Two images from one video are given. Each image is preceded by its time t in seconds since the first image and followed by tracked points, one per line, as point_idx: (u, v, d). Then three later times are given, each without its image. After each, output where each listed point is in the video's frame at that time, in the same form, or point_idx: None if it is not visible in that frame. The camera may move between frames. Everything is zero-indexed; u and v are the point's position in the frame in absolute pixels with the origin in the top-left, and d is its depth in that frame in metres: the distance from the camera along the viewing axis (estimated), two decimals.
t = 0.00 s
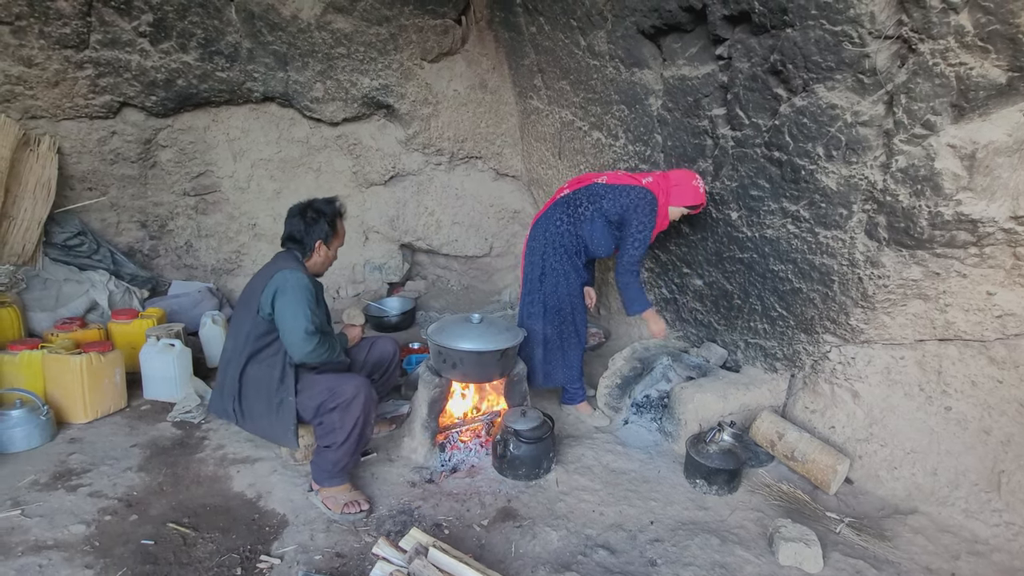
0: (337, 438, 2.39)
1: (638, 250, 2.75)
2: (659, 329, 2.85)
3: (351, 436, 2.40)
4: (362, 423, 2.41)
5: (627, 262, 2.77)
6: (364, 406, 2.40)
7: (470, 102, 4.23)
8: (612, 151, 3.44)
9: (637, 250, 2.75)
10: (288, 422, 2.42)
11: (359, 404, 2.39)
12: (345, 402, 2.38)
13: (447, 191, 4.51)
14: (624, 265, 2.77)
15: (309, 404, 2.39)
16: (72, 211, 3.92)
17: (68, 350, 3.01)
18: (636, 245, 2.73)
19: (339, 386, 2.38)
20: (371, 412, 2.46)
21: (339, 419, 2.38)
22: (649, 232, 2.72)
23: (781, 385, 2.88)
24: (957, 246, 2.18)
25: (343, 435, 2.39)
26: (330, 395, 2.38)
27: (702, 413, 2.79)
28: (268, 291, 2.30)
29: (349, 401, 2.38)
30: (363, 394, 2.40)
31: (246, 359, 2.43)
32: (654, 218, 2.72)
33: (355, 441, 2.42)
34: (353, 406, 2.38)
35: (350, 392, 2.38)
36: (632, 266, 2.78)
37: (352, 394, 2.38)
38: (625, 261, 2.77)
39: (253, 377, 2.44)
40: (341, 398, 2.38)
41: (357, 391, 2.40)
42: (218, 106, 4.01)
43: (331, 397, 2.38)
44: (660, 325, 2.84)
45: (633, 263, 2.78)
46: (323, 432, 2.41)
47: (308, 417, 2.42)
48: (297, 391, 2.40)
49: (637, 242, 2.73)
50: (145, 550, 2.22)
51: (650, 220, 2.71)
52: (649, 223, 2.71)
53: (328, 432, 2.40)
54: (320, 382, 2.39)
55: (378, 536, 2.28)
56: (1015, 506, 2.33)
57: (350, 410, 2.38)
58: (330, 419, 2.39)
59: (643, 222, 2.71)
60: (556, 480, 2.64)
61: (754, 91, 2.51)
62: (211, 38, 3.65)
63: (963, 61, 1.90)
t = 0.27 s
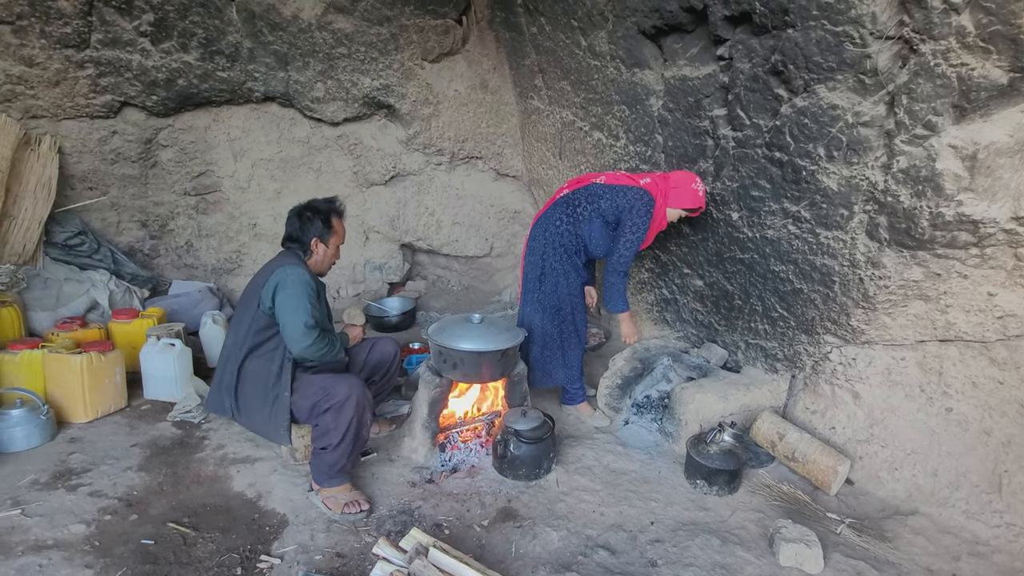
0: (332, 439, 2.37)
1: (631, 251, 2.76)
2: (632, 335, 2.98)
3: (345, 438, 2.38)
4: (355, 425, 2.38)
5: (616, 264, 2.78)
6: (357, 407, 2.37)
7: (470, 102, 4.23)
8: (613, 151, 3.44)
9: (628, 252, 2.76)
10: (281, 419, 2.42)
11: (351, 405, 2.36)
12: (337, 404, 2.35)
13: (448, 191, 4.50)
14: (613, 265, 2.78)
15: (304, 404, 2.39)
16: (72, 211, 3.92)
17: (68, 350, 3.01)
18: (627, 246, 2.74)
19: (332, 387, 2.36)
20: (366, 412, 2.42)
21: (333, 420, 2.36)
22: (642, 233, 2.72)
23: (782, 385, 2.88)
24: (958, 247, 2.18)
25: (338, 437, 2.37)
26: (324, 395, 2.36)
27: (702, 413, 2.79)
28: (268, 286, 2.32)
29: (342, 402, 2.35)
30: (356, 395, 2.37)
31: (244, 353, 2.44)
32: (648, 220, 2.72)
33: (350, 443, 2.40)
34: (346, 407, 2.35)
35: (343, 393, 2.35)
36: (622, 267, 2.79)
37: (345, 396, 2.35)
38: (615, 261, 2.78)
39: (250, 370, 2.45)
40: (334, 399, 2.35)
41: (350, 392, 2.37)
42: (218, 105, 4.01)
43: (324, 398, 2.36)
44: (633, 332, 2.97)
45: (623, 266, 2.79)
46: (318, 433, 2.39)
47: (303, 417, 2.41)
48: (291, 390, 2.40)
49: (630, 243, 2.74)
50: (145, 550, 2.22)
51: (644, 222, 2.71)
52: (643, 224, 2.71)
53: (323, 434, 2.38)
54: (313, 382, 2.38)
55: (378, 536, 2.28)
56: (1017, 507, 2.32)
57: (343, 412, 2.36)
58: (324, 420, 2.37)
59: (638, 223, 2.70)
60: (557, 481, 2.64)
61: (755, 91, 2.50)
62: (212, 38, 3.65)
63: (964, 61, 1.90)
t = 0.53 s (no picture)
0: (324, 435, 2.32)
1: (626, 250, 2.76)
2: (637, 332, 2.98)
3: (337, 435, 2.32)
4: (347, 420, 2.33)
5: (613, 263, 2.77)
6: (348, 401, 2.33)
7: (471, 102, 4.23)
8: (614, 152, 3.44)
9: (623, 251, 2.76)
10: (274, 415, 2.43)
11: (341, 399, 2.32)
12: (327, 397, 2.32)
13: (449, 191, 4.50)
14: (608, 265, 2.77)
15: (296, 398, 2.37)
16: (73, 211, 3.92)
17: (69, 350, 3.02)
18: (622, 243, 2.75)
19: (321, 380, 2.34)
20: (358, 407, 2.38)
21: (323, 415, 2.32)
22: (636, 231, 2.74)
23: (783, 387, 2.88)
24: (960, 248, 2.18)
25: (329, 433, 2.32)
26: (314, 390, 2.34)
27: (703, 414, 2.79)
28: (267, 284, 2.34)
29: (331, 395, 2.32)
30: (345, 388, 2.33)
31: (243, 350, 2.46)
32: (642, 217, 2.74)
33: (343, 439, 2.34)
34: (335, 400, 2.31)
35: (332, 386, 2.33)
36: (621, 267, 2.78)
37: (333, 389, 2.32)
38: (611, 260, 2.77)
39: (248, 368, 2.47)
40: (323, 392, 2.33)
41: (339, 385, 2.34)
42: (219, 106, 4.01)
43: (314, 392, 2.34)
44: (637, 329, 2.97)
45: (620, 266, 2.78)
46: (311, 432, 2.35)
47: (297, 413, 2.41)
48: (286, 386, 2.40)
49: (625, 242, 2.74)
50: (146, 550, 2.22)
51: (638, 221, 2.73)
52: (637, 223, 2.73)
53: (315, 431, 2.33)
54: (304, 377, 2.37)
55: (379, 537, 2.28)
56: (1018, 508, 2.32)
57: (333, 406, 2.31)
58: (315, 416, 2.33)
59: (632, 220, 2.72)
60: (557, 481, 2.64)
61: (756, 92, 2.50)
62: (214, 38, 3.65)
63: (966, 63, 1.90)
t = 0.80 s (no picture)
0: (318, 444, 2.27)
1: (612, 242, 2.79)
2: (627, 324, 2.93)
3: (332, 443, 2.27)
4: (341, 427, 2.27)
5: (600, 255, 2.80)
6: (342, 408, 2.29)
7: (472, 103, 4.23)
8: (614, 153, 3.43)
9: (609, 243, 2.79)
10: (273, 423, 2.43)
11: (335, 405, 2.28)
12: (322, 404, 2.30)
13: (449, 191, 4.50)
14: (595, 256, 2.81)
15: (293, 406, 2.37)
16: (73, 210, 3.92)
17: (69, 349, 3.01)
18: (609, 234, 2.77)
19: (317, 387, 2.33)
20: (354, 416, 2.33)
21: (318, 422, 2.28)
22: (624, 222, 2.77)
23: (783, 388, 2.88)
24: (961, 250, 2.18)
25: (324, 440, 2.26)
26: (310, 398, 2.33)
27: (704, 415, 2.79)
28: (258, 291, 2.33)
29: (326, 402, 2.30)
30: (339, 395, 2.30)
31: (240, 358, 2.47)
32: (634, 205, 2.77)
33: (338, 448, 2.28)
34: (330, 407, 2.28)
35: (327, 393, 2.31)
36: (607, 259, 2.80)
37: (327, 396, 2.30)
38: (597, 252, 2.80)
39: (245, 376, 2.47)
40: (318, 400, 2.31)
41: (334, 393, 2.31)
42: (220, 105, 4.01)
43: (310, 400, 2.33)
44: (627, 320, 2.92)
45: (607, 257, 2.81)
46: (307, 441, 2.30)
47: (297, 418, 2.39)
48: (282, 393, 2.39)
49: (611, 234, 2.77)
50: (146, 550, 2.22)
51: (629, 211, 2.76)
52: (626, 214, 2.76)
53: (310, 439, 2.28)
54: (300, 384, 2.36)
55: (379, 537, 2.27)
56: (1019, 510, 2.32)
57: (327, 413, 2.28)
58: (310, 424, 2.30)
59: (619, 212, 2.75)
60: (558, 482, 2.63)
61: (757, 93, 2.50)
62: (214, 37, 3.65)
63: (968, 63, 1.90)
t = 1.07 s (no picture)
0: (318, 447, 2.25)
1: (592, 238, 2.82)
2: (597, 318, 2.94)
3: (331, 446, 2.25)
4: (340, 430, 2.25)
5: (579, 250, 2.84)
6: (341, 411, 2.26)
7: (472, 102, 4.23)
8: (614, 153, 3.43)
9: (590, 238, 2.82)
10: (276, 435, 2.42)
11: (334, 409, 2.25)
12: (321, 407, 2.26)
13: (449, 191, 4.50)
14: (573, 251, 2.85)
15: (292, 409, 2.34)
16: (73, 210, 3.92)
17: (69, 349, 3.01)
18: (590, 228, 2.82)
19: (316, 389, 2.29)
20: (353, 419, 2.30)
21: (318, 425, 2.25)
22: (605, 216, 2.80)
23: (784, 388, 2.87)
24: (962, 251, 2.17)
25: (323, 443, 2.25)
26: (309, 400, 2.29)
27: (704, 416, 2.78)
28: (249, 313, 2.33)
29: (325, 405, 2.26)
30: (339, 397, 2.27)
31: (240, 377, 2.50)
32: (621, 198, 2.80)
33: (337, 451, 2.27)
34: (329, 410, 2.25)
35: (326, 395, 2.27)
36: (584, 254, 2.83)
37: (326, 400, 2.26)
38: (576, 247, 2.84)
39: (245, 393, 2.49)
40: (317, 404, 2.27)
41: (332, 395, 2.27)
42: (220, 105, 4.01)
43: (309, 403, 2.29)
44: (598, 314, 2.92)
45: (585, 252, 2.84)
46: (307, 443, 2.29)
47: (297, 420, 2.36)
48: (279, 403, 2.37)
49: (589, 230, 2.81)
50: (145, 550, 2.21)
51: (617, 204, 2.81)
52: (613, 207, 2.80)
53: (310, 442, 2.27)
54: (298, 387, 2.31)
55: (379, 538, 2.27)
56: (1019, 511, 2.32)
57: (327, 416, 2.25)
58: (310, 426, 2.27)
59: (604, 207, 2.80)
60: (558, 482, 2.63)
61: (758, 93, 2.50)
62: (214, 37, 3.64)
63: (969, 64, 1.90)
